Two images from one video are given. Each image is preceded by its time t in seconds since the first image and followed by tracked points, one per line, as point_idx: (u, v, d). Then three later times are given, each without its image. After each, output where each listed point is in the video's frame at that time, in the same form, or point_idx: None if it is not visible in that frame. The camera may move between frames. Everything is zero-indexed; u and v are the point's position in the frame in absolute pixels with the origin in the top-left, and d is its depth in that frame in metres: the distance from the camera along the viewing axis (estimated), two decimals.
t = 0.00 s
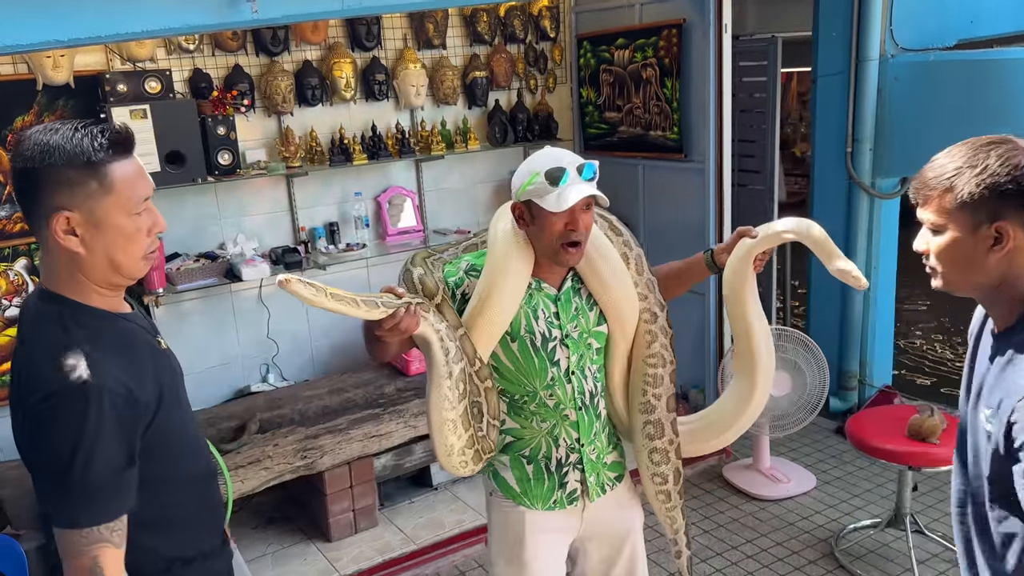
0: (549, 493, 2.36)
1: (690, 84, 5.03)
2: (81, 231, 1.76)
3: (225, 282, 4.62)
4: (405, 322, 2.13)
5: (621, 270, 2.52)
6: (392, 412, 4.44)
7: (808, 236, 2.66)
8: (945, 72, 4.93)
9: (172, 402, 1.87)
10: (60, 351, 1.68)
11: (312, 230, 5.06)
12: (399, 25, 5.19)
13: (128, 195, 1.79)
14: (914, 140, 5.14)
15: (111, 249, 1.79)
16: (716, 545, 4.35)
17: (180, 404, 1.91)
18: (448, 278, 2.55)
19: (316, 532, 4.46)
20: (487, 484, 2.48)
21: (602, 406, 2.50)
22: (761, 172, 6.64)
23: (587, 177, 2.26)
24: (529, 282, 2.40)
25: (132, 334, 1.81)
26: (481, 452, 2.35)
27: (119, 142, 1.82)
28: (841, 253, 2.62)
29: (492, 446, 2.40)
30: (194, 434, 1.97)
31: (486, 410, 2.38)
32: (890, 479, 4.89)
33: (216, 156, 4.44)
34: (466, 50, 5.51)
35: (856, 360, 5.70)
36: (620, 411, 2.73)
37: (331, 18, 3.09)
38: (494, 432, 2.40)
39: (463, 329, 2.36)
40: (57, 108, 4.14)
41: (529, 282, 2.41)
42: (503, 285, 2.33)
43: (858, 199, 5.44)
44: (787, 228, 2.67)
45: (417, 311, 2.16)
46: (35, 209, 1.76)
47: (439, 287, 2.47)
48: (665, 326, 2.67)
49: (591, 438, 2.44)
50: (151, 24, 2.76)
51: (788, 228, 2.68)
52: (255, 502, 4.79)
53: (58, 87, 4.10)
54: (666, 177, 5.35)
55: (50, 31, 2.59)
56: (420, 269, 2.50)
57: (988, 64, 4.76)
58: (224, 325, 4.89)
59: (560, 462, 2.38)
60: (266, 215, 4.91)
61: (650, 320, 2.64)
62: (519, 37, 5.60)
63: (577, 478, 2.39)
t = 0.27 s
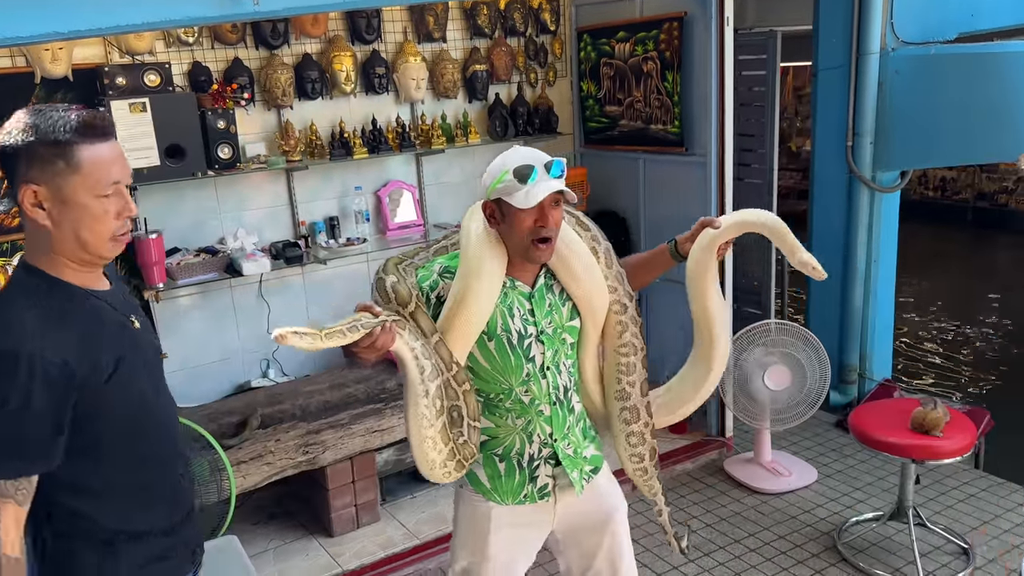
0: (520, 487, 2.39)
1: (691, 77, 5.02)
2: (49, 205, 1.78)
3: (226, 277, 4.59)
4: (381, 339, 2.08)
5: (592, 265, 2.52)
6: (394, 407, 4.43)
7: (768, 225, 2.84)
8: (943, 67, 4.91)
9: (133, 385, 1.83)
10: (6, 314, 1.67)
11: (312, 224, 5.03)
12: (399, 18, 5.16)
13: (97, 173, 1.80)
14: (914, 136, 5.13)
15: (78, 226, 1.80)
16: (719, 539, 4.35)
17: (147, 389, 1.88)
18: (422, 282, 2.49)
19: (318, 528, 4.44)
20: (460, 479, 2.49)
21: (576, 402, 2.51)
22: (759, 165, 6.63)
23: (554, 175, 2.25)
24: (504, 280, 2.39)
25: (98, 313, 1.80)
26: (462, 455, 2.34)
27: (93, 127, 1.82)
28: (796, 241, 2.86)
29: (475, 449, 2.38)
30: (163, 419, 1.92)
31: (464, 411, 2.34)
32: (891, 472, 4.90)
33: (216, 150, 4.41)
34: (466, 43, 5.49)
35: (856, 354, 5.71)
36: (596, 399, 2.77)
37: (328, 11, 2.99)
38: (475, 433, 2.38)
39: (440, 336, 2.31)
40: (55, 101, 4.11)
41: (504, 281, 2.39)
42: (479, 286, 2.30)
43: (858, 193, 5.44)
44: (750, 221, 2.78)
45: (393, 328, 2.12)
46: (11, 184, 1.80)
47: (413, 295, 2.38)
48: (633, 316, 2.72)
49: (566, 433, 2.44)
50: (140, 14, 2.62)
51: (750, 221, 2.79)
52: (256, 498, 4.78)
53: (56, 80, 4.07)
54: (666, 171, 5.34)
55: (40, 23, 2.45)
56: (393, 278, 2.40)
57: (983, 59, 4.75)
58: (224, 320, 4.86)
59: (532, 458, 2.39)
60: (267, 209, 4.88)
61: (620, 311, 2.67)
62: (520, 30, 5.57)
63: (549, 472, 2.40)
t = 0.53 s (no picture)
0: (468, 484, 2.40)
1: (697, 75, 5.00)
2: None
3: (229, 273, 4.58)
4: (304, 326, 2.07)
5: (541, 263, 2.52)
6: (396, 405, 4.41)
7: (720, 229, 2.73)
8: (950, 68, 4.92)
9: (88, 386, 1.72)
10: None
11: (316, 221, 5.01)
12: (405, 14, 5.14)
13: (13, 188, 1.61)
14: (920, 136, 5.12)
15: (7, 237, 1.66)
16: (722, 540, 4.33)
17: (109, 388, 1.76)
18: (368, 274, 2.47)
19: (319, 526, 4.43)
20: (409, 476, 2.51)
21: (524, 400, 2.51)
22: (764, 166, 6.60)
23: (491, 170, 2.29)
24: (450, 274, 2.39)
25: (53, 310, 1.70)
26: (377, 457, 2.33)
27: (42, 139, 1.64)
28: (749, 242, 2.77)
29: (395, 445, 2.37)
30: (127, 422, 1.81)
31: (393, 408, 2.34)
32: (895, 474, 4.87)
33: (221, 145, 4.40)
34: (472, 40, 5.46)
35: (860, 355, 5.69)
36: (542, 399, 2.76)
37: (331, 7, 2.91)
38: (402, 431, 2.38)
39: (375, 332, 2.31)
40: (59, 95, 4.10)
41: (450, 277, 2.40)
42: (421, 279, 2.30)
43: (864, 194, 5.41)
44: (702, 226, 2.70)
45: (316, 314, 2.10)
46: None
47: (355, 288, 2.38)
48: (585, 318, 2.71)
49: (512, 431, 2.46)
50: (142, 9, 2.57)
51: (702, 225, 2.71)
52: (258, 495, 4.76)
53: (60, 74, 4.05)
54: (671, 170, 5.32)
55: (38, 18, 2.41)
56: (338, 270, 2.40)
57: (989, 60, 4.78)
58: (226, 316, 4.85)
59: (478, 454, 2.41)
60: (270, 206, 4.86)
61: (571, 314, 2.66)
62: (526, 28, 5.55)
63: (496, 469, 2.41)
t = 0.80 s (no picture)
0: (442, 469, 2.55)
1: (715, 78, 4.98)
2: None
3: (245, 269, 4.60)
4: (259, 277, 2.14)
5: (518, 252, 2.63)
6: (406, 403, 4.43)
7: (695, 220, 2.67)
8: (969, 74, 4.90)
9: (66, 381, 1.76)
10: None
11: (331, 218, 5.02)
12: (422, 14, 5.16)
13: None
14: (940, 145, 5.08)
15: None
16: (731, 546, 4.31)
17: (90, 382, 1.80)
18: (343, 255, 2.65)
19: (329, 522, 4.44)
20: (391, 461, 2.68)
21: (499, 387, 2.65)
22: (780, 170, 6.57)
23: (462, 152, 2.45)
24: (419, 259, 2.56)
25: (36, 306, 1.76)
26: (315, 424, 2.45)
27: (11, 158, 1.65)
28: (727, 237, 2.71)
29: (335, 419, 2.51)
30: (110, 416, 1.84)
31: (346, 385, 2.53)
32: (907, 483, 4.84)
33: (238, 142, 4.43)
34: (489, 41, 5.47)
35: (874, 363, 5.65)
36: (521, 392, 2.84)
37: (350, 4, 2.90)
38: (350, 408, 2.54)
39: (338, 309, 2.49)
40: (79, 90, 4.14)
41: (421, 262, 2.57)
42: (387, 261, 2.48)
43: (881, 200, 5.37)
44: (677, 218, 2.66)
45: (274, 269, 2.17)
46: None
47: (323, 264, 2.55)
48: (565, 312, 2.80)
49: (485, 416, 2.60)
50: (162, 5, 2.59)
51: (676, 218, 2.66)
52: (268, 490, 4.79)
53: (81, 69, 4.09)
54: (686, 173, 5.30)
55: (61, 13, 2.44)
56: (312, 248, 2.58)
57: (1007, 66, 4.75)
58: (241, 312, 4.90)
59: (452, 438, 2.56)
60: (286, 203, 4.89)
61: (551, 305, 2.76)
62: (543, 29, 5.55)
63: (470, 454, 2.55)
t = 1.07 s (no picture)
0: (448, 465, 2.58)
1: (735, 86, 4.96)
2: None
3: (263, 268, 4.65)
4: (261, 274, 2.14)
5: (521, 253, 2.64)
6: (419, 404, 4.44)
7: (698, 223, 2.66)
8: (994, 87, 4.88)
9: (64, 365, 1.77)
10: None
11: (348, 219, 5.05)
12: (444, 18, 5.18)
13: None
14: (963, 157, 5.05)
15: None
16: (741, 557, 4.29)
17: (89, 368, 1.80)
18: (351, 255, 2.70)
19: (339, 521, 4.46)
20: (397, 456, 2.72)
21: (502, 385, 2.67)
22: (801, 180, 6.53)
23: (464, 157, 2.46)
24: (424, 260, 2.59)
25: (37, 288, 1.76)
26: (330, 412, 2.49)
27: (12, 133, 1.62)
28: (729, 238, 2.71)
29: (349, 409, 2.55)
30: (109, 403, 1.84)
31: (358, 376, 2.57)
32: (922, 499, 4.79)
33: (258, 142, 4.47)
34: (511, 46, 5.49)
35: (891, 376, 5.60)
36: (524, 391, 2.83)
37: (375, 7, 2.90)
38: (365, 397, 2.58)
39: (346, 305, 2.57)
40: (104, 88, 4.20)
41: (424, 261, 2.60)
42: (390, 261, 2.53)
43: (902, 212, 5.32)
44: (682, 220, 2.66)
45: (276, 266, 2.18)
46: None
47: (333, 263, 2.64)
48: (568, 314, 2.80)
49: (488, 414, 2.63)
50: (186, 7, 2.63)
51: (682, 220, 2.66)
52: (280, 488, 4.82)
53: (106, 67, 4.15)
54: (704, 181, 5.30)
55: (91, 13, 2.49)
56: (324, 249, 2.67)
57: None
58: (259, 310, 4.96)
59: (456, 434, 2.59)
60: (305, 203, 4.93)
61: (554, 306, 2.77)
62: (564, 35, 5.56)
63: (474, 451, 2.58)
